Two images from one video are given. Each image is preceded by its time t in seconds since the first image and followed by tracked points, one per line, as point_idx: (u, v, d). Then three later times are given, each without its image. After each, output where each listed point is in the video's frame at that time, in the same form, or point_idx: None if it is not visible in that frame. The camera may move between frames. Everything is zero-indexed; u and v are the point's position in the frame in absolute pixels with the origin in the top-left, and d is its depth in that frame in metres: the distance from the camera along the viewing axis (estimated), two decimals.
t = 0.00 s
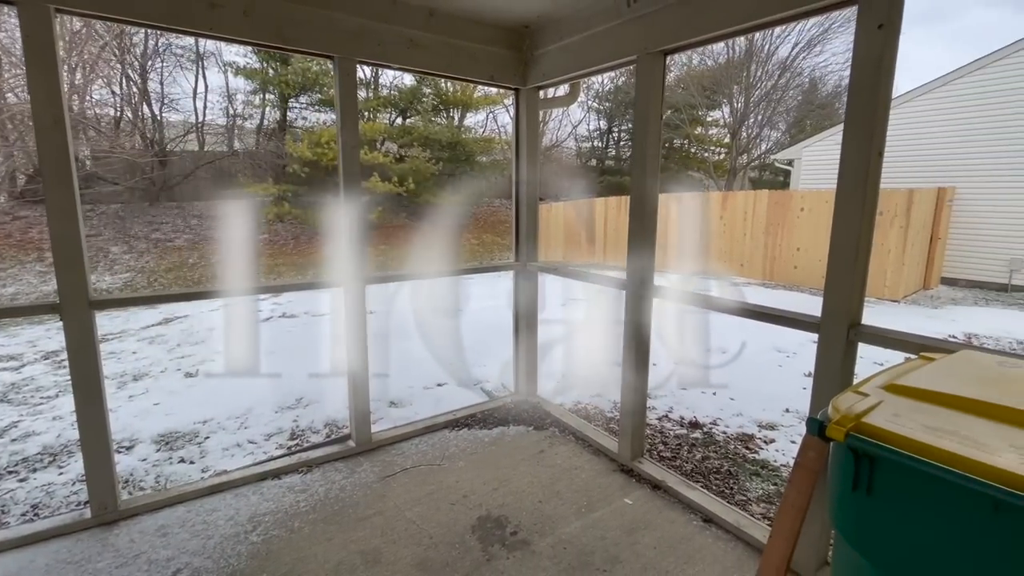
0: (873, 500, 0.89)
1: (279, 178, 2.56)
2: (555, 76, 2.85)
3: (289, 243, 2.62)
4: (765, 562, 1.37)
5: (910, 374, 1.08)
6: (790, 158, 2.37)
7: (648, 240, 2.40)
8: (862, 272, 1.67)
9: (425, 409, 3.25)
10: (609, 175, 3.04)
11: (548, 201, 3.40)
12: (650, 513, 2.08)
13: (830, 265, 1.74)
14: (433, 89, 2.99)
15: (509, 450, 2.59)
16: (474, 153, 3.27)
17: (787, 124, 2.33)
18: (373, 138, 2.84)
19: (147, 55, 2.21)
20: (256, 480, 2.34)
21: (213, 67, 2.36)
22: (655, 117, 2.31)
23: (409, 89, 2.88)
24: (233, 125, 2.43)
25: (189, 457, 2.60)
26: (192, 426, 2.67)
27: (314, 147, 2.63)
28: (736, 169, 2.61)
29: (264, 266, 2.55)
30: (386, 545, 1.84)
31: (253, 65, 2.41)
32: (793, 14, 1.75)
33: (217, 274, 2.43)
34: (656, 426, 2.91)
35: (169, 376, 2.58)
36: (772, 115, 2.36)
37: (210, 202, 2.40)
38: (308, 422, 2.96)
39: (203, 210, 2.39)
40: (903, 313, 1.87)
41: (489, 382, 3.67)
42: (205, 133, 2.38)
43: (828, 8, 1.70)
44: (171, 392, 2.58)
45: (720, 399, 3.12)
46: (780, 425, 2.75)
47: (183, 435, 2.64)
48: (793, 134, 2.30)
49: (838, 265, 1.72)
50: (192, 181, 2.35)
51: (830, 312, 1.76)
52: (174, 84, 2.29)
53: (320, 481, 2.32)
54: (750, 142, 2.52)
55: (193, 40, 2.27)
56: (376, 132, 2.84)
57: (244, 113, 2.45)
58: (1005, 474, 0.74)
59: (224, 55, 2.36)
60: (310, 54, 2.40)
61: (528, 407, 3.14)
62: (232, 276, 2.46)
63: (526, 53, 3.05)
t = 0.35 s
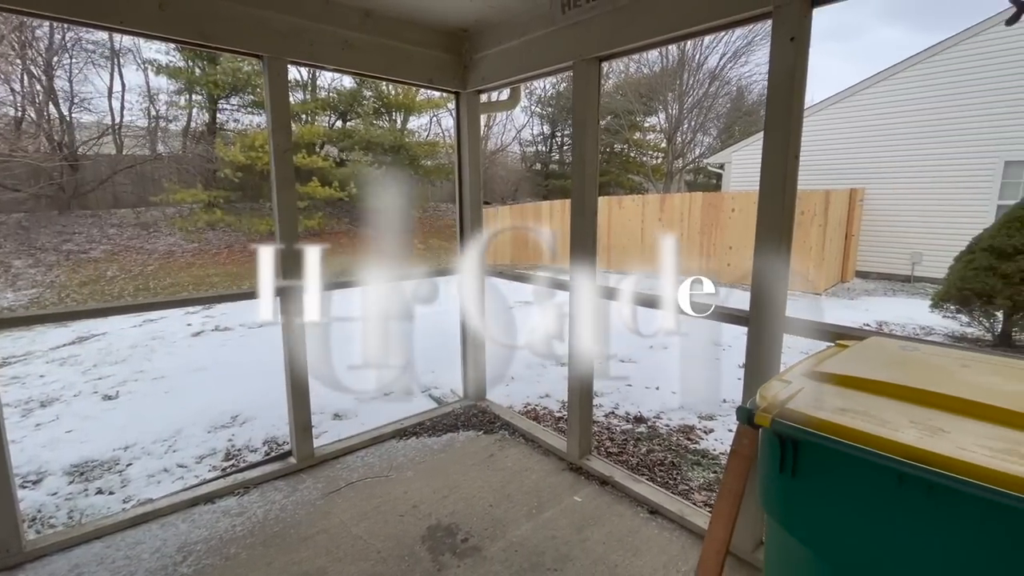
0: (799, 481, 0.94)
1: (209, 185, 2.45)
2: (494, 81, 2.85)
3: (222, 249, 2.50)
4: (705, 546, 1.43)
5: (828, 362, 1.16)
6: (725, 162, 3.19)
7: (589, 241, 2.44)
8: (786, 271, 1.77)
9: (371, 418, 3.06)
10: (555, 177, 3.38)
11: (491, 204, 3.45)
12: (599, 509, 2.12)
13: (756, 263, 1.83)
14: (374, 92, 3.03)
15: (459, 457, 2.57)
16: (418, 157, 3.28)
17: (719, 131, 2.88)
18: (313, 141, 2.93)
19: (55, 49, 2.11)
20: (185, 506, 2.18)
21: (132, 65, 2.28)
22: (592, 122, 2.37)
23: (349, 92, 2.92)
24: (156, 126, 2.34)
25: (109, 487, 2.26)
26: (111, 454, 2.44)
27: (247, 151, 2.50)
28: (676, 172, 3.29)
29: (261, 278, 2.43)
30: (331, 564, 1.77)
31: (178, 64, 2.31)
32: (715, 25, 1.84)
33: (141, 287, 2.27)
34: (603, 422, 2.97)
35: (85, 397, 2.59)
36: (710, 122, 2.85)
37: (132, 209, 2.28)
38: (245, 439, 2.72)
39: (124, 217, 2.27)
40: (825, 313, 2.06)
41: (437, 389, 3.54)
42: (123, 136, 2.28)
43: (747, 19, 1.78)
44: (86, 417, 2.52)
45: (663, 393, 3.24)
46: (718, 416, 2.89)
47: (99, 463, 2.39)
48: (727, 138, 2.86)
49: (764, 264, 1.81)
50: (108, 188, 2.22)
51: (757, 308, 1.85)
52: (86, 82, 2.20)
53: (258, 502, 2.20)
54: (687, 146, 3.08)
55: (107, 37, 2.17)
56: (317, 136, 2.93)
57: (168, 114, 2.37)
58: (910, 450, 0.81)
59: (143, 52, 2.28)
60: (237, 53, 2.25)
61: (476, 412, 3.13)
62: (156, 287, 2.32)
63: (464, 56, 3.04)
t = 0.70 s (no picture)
0: (744, 470, 0.98)
1: (146, 190, 2.32)
2: (445, 83, 2.84)
3: (162, 257, 2.39)
4: (662, 537, 1.48)
5: (770, 353, 1.22)
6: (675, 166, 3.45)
7: (544, 242, 2.46)
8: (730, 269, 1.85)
9: (328, 430, 2.92)
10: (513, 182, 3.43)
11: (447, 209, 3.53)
12: (560, 508, 2.14)
13: (703, 262, 1.90)
14: (324, 93, 2.94)
15: (418, 464, 2.53)
16: (371, 160, 3.23)
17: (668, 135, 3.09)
18: (259, 144, 2.72)
19: None
20: (122, 534, 2.03)
21: (53, 62, 2.04)
22: (544, 125, 2.39)
23: (298, 93, 2.80)
24: (86, 127, 2.15)
25: (33, 519, 2.09)
26: (38, 480, 2.26)
27: (188, 154, 2.39)
28: (629, 176, 3.66)
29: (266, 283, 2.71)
30: None
31: (109, 62, 2.14)
32: (659, 32, 1.90)
33: (71, 301, 2.10)
34: (562, 422, 2.99)
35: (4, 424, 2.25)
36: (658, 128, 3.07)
37: (59, 217, 2.09)
38: (190, 459, 2.57)
39: (50, 225, 2.08)
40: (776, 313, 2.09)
41: (395, 397, 3.44)
42: (47, 138, 2.06)
43: (689, 27, 1.85)
44: (8, 443, 2.23)
45: (620, 390, 3.31)
46: (673, 411, 2.98)
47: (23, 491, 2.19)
48: (675, 143, 3.07)
49: (710, 263, 1.88)
50: (31, 193, 2.01)
51: (706, 305, 1.92)
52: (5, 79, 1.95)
53: (205, 524, 2.09)
54: (640, 150, 3.41)
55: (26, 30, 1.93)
56: (264, 139, 2.73)
57: (98, 115, 2.18)
58: (843, 433, 0.86)
59: (69, 48, 2.06)
60: (172, 51, 2.14)
61: (435, 418, 3.09)
62: (92, 299, 2.14)
63: (415, 58, 3.00)
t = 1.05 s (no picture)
0: (700, 464, 1.01)
1: (84, 196, 2.18)
2: (402, 85, 2.80)
3: (101, 267, 2.23)
4: (625, 533, 1.50)
5: (722, 349, 1.26)
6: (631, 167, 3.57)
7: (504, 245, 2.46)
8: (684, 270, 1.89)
9: (286, 442, 2.81)
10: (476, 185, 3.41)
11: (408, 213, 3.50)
12: (525, 511, 2.14)
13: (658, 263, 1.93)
14: (277, 95, 2.83)
15: (381, 474, 2.48)
16: (329, 163, 3.13)
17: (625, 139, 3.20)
18: (209, 147, 2.61)
19: None
20: (59, 564, 1.90)
21: None
22: (502, 129, 2.39)
23: (250, 94, 2.71)
24: (13, 130, 1.98)
25: None
26: None
27: (129, 158, 2.25)
28: (590, 179, 3.75)
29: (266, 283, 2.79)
30: None
31: (40, 59, 1.99)
32: (610, 38, 1.93)
33: None
34: (527, 424, 3.00)
35: None
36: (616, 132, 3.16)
37: None
38: (133, 481, 2.40)
39: None
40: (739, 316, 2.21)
41: (356, 405, 3.32)
42: None
43: (640, 33, 1.89)
44: None
45: (584, 390, 3.35)
46: (635, 408, 3.03)
47: None
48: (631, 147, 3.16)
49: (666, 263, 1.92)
50: None
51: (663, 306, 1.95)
52: None
53: (151, 548, 1.99)
54: (600, 154, 3.46)
55: None
56: (215, 141, 2.63)
57: (28, 115, 2.01)
58: (791, 424, 0.89)
59: None
60: (107, 49, 2.02)
61: (398, 425, 3.04)
62: (21, 314, 1.99)
63: (370, 60, 2.94)
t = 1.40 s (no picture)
0: (659, 461, 1.03)
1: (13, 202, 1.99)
2: (358, 87, 2.74)
3: (33, 278, 2.05)
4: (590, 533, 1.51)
5: (679, 348, 1.28)
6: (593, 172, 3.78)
7: (465, 249, 2.45)
8: (642, 270, 1.92)
9: (241, 457, 2.69)
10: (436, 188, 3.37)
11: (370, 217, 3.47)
12: (491, 516, 2.13)
13: (617, 264, 1.96)
14: (229, 96, 2.72)
15: (342, 485, 2.41)
16: (285, 167, 3.04)
17: (587, 143, 3.42)
18: (156, 150, 2.47)
19: None
20: None
21: None
22: (461, 132, 2.39)
23: (200, 95, 2.60)
24: None
25: None
26: None
27: (66, 161, 2.08)
28: (552, 182, 3.90)
29: (266, 283, 2.93)
30: None
31: None
32: (566, 42, 1.95)
33: None
34: (492, 428, 2.98)
35: None
36: (576, 137, 3.38)
37: None
38: (72, 506, 2.25)
39: None
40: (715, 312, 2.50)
41: (316, 416, 3.23)
42: None
43: (595, 39, 1.92)
44: None
45: (549, 392, 3.37)
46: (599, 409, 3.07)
47: None
48: (595, 151, 3.45)
49: (625, 264, 1.95)
50: None
51: (623, 305, 1.97)
52: None
53: None
54: (561, 157, 3.62)
55: None
56: (162, 143, 2.49)
57: None
58: (745, 419, 0.92)
59: None
60: (37, 44, 1.90)
61: (361, 435, 2.97)
62: None
63: (325, 60, 2.87)
